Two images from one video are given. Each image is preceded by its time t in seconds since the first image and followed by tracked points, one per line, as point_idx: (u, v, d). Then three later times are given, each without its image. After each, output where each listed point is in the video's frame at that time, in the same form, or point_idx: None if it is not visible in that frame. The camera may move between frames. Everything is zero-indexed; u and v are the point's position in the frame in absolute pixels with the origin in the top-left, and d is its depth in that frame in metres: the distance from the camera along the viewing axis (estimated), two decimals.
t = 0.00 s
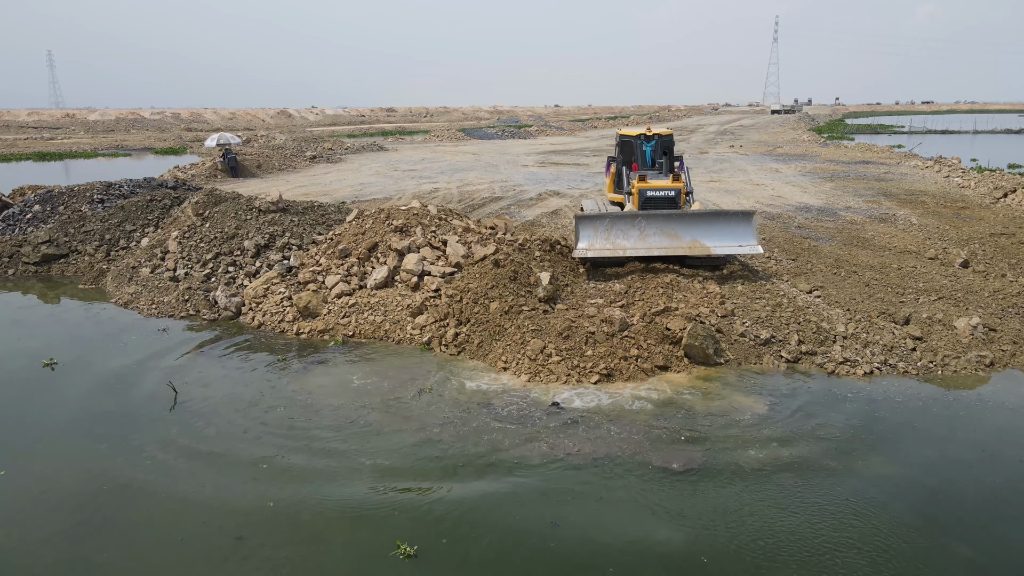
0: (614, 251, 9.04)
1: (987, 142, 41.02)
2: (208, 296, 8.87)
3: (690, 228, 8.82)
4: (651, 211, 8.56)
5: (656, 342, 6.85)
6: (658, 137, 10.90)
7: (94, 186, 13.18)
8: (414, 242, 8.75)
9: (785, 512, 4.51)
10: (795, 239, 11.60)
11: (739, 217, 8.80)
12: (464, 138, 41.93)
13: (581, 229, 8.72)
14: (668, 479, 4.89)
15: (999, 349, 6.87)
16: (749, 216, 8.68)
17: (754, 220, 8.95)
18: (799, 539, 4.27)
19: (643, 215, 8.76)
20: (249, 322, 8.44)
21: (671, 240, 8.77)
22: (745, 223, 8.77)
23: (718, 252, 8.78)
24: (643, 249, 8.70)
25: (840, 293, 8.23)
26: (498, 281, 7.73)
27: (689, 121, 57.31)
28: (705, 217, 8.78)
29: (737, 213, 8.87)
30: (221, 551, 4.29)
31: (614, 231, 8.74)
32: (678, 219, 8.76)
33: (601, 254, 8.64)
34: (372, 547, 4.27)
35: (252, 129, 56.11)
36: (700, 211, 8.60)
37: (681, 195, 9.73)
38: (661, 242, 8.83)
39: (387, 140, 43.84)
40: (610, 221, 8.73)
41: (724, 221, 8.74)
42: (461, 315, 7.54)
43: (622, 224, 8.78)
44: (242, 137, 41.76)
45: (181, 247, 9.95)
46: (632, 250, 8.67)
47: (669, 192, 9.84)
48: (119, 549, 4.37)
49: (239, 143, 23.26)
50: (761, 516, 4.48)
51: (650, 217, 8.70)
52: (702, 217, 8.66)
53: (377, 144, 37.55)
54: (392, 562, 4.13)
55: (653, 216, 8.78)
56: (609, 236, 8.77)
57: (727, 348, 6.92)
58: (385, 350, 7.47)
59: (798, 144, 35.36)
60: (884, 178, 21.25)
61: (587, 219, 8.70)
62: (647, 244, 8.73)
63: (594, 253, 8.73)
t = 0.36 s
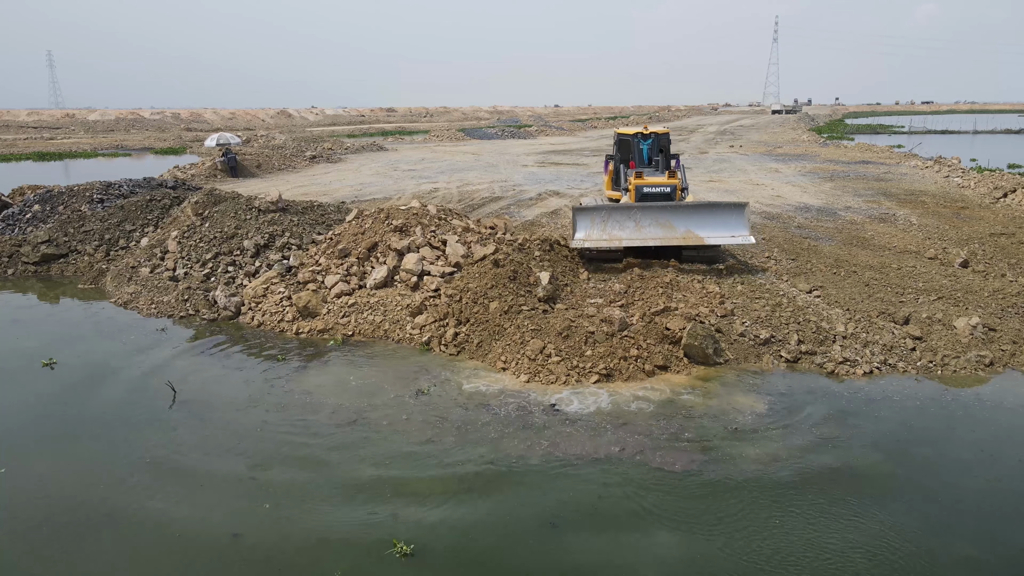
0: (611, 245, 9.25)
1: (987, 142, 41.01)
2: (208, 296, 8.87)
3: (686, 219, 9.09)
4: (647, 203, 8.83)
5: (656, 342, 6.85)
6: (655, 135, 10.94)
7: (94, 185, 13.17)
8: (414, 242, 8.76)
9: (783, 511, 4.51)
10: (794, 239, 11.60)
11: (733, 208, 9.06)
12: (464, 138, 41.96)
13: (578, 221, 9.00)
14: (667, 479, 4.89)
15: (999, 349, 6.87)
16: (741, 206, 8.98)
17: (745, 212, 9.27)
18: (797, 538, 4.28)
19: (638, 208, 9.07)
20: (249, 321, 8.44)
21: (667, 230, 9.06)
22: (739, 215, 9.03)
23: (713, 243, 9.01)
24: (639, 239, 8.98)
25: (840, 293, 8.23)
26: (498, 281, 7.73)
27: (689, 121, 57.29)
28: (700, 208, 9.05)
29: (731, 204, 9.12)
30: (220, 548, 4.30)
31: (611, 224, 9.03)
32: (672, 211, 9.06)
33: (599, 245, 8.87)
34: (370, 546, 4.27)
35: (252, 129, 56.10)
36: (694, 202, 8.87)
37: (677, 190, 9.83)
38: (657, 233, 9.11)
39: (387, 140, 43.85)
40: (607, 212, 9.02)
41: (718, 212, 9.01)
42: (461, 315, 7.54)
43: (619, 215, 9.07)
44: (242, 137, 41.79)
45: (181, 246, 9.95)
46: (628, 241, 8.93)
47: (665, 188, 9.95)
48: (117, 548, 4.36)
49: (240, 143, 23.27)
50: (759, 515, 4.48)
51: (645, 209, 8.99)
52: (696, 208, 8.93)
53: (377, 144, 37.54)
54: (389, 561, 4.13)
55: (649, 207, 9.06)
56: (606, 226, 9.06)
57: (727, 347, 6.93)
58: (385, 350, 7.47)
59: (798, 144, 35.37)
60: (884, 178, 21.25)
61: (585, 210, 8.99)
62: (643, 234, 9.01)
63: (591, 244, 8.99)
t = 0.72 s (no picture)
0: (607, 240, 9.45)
1: (987, 142, 40.96)
2: (208, 296, 8.87)
3: (682, 214, 9.39)
4: (645, 199, 9.11)
5: (656, 342, 6.84)
6: (652, 134, 11.50)
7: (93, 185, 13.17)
8: (414, 242, 8.76)
9: (782, 512, 4.50)
10: (794, 239, 11.61)
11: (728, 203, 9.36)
12: (464, 138, 41.96)
13: (577, 215, 9.28)
14: (667, 479, 4.88)
15: (999, 348, 6.87)
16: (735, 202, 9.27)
17: (740, 209, 9.58)
18: (796, 539, 4.26)
19: (636, 203, 9.36)
20: (249, 321, 8.44)
21: (663, 224, 9.35)
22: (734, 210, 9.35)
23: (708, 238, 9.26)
24: (637, 233, 9.27)
25: (839, 292, 8.23)
26: (498, 280, 7.73)
27: (689, 121, 57.27)
28: (696, 203, 9.34)
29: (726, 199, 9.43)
30: (218, 550, 4.29)
31: (608, 218, 9.31)
32: (669, 206, 9.33)
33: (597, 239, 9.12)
34: (367, 547, 4.26)
35: (252, 129, 56.08)
36: (691, 198, 9.16)
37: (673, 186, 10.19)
38: (654, 227, 9.40)
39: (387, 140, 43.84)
40: (606, 207, 9.28)
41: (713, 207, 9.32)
42: (461, 314, 7.55)
43: (617, 210, 9.34)
44: (242, 137, 41.79)
45: (181, 246, 9.95)
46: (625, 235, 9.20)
47: (661, 184, 10.34)
48: (115, 549, 4.35)
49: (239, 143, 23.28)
50: (759, 516, 4.47)
51: (643, 204, 9.26)
52: (692, 203, 9.22)
53: (377, 144, 37.52)
54: (387, 562, 4.11)
55: (647, 202, 9.33)
56: (605, 221, 9.32)
57: (726, 347, 6.94)
58: (384, 349, 7.47)
59: (798, 144, 35.36)
60: (884, 178, 21.23)
61: (584, 205, 9.24)
62: (640, 229, 9.29)
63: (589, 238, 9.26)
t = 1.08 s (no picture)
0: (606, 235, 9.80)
1: (988, 142, 40.91)
2: (208, 295, 8.87)
3: (677, 210, 9.93)
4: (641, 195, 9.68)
5: (656, 341, 6.84)
6: (651, 133, 11.72)
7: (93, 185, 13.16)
8: (414, 241, 8.76)
9: (782, 511, 4.49)
10: (794, 239, 11.60)
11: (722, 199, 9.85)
12: (464, 138, 41.97)
13: (578, 209, 9.95)
14: (667, 478, 4.88)
15: (999, 347, 6.87)
16: (728, 197, 9.83)
17: (735, 204, 10.01)
18: (795, 537, 4.27)
19: (634, 199, 9.97)
20: (249, 320, 8.44)
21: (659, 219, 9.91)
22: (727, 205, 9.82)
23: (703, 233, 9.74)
24: (634, 227, 9.82)
25: (840, 292, 8.22)
26: (498, 280, 7.72)
27: (689, 121, 57.23)
28: (691, 199, 9.87)
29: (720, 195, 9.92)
30: (217, 549, 4.29)
31: (608, 213, 9.94)
32: (665, 201, 9.94)
33: (596, 233, 9.77)
34: (366, 546, 4.25)
35: (252, 129, 56.06)
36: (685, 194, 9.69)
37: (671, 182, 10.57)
38: (651, 222, 9.95)
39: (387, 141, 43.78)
40: (605, 203, 9.90)
41: (707, 203, 9.82)
42: (461, 313, 7.55)
43: (616, 206, 9.93)
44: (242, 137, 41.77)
45: (181, 245, 9.95)
46: (623, 228, 9.83)
47: (660, 180, 10.66)
48: (115, 549, 4.35)
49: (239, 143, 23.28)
50: (758, 514, 4.47)
51: (640, 200, 9.84)
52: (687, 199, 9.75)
53: (377, 144, 37.48)
54: (386, 560, 4.12)
55: (644, 198, 9.91)
56: (604, 216, 9.92)
57: (727, 346, 6.94)
58: (384, 349, 7.47)
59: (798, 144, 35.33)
60: (884, 178, 21.20)
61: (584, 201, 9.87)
62: (637, 223, 9.86)
63: (589, 231, 9.92)
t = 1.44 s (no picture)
0: (606, 231, 9.93)
1: (988, 142, 40.88)
2: (208, 295, 8.86)
3: (675, 207, 10.12)
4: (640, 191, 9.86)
5: (656, 341, 6.83)
6: (649, 132, 11.77)
7: (94, 184, 13.19)
8: (414, 241, 8.77)
9: (782, 509, 4.50)
10: (794, 238, 11.62)
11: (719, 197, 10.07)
12: (464, 138, 41.97)
13: (577, 206, 10.10)
14: (666, 476, 4.89)
15: (999, 347, 6.87)
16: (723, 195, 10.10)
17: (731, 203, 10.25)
18: (793, 534, 4.28)
19: (632, 196, 10.16)
20: (249, 320, 8.44)
21: (657, 217, 10.08)
22: (724, 204, 10.04)
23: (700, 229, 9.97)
24: (633, 224, 9.98)
25: (840, 292, 8.23)
26: (498, 279, 7.72)
27: (689, 121, 57.22)
28: (689, 197, 10.07)
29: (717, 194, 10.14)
30: (217, 546, 4.30)
31: (607, 210, 10.11)
32: (663, 199, 10.13)
33: (595, 229, 9.88)
34: (366, 543, 4.27)
35: (252, 129, 56.05)
36: (683, 191, 9.88)
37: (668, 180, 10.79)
38: (649, 219, 10.12)
39: (387, 140, 43.81)
40: (604, 200, 10.05)
41: (705, 201, 10.04)
42: (461, 313, 7.54)
43: (615, 203, 10.09)
44: (242, 137, 41.76)
45: (181, 244, 9.95)
46: (622, 225, 9.97)
47: (658, 179, 10.85)
48: (115, 548, 4.34)
49: (239, 143, 23.30)
50: (757, 513, 4.47)
51: (639, 197, 10.01)
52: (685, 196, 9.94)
53: (377, 144, 37.47)
54: (385, 558, 4.13)
55: (643, 196, 10.08)
56: (603, 213, 10.06)
57: (727, 346, 6.93)
58: (385, 348, 7.48)
59: (798, 144, 35.35)
60: (884, 178, 21.21)
61: (584, 197, 10.00)
62: (636, 220, 10.01)
63: (589, 227, 10.03)
